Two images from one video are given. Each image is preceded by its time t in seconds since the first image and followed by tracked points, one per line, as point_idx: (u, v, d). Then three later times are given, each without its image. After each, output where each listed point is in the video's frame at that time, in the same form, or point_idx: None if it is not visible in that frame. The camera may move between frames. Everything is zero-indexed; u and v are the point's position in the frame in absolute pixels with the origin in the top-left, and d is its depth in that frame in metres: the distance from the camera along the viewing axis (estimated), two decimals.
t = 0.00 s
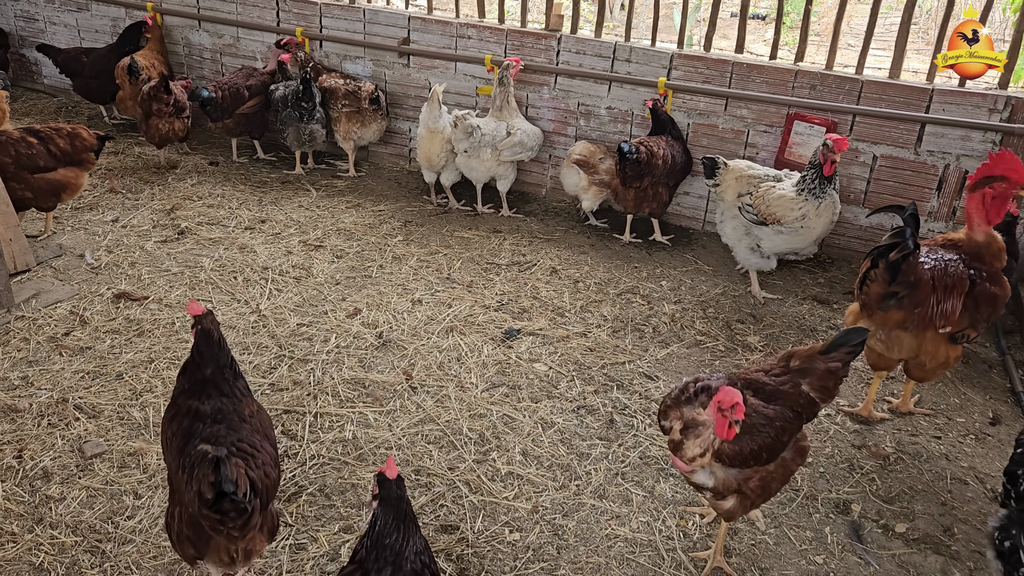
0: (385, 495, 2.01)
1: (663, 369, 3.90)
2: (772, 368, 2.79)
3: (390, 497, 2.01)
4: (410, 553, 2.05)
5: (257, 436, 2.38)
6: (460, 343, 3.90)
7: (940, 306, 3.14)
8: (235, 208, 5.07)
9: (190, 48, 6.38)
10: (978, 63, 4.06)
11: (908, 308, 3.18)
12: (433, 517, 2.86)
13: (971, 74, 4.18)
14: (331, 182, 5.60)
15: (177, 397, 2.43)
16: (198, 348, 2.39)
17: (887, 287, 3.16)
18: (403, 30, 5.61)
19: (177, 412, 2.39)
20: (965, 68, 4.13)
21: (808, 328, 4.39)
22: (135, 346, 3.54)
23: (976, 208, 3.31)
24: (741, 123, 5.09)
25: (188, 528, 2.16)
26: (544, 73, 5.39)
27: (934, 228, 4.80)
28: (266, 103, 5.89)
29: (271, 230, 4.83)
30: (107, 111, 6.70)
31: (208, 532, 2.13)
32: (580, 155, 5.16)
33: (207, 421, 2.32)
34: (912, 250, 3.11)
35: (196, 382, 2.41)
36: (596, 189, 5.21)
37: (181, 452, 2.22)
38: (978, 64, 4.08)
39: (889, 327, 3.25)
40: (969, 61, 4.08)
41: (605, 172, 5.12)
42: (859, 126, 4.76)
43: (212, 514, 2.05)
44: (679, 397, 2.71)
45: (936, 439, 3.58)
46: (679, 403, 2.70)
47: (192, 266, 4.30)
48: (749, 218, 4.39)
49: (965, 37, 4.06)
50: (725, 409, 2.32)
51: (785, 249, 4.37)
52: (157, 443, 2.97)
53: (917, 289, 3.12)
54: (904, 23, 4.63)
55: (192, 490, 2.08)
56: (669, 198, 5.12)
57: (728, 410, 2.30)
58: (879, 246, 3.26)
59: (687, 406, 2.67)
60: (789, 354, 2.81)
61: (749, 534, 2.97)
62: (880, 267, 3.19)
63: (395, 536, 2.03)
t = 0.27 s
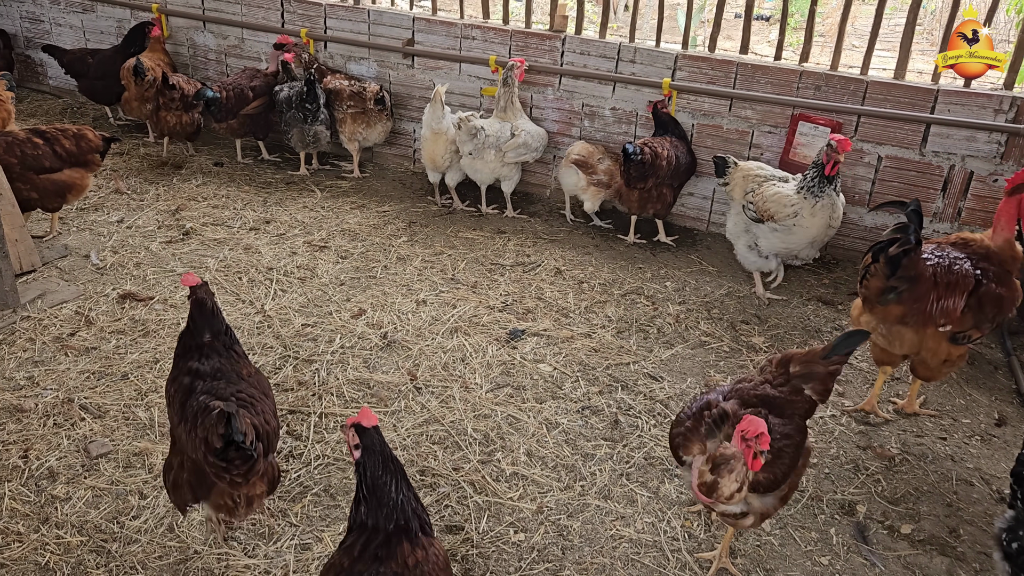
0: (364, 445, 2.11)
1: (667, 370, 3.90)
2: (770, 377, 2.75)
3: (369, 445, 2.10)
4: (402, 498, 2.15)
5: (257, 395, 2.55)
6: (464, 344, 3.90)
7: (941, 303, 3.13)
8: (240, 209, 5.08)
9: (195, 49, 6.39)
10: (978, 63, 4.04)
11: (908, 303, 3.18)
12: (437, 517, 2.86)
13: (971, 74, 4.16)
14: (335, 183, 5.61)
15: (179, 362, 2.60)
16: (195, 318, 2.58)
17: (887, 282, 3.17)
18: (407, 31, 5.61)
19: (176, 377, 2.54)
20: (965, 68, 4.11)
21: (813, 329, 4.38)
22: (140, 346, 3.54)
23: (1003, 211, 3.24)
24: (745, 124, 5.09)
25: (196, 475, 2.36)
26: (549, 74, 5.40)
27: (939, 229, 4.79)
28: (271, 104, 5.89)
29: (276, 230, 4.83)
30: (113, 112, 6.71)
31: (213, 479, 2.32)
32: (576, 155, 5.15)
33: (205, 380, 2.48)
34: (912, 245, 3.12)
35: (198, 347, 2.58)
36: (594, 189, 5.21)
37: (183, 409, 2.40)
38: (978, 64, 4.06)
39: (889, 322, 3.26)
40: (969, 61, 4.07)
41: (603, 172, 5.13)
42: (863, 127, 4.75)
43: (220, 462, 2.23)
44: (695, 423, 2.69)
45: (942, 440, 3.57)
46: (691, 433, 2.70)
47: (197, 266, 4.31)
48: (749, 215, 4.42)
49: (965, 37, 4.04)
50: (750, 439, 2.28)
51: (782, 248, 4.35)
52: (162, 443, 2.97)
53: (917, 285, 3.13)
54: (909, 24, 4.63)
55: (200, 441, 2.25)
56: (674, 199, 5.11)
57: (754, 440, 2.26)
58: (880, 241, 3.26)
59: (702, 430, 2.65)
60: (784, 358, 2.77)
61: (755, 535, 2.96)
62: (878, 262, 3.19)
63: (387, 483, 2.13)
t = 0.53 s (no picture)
0: (367, 439, 2.19)
1: (671, 371, 3.90)
2: (763, 384, 2.70)
3: (372, 439, 2.19)
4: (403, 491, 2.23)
5: (239, 373, 2.64)
6: (468, 345, 3.90)
7: (937, 300, 3.16)
8: (243, 210, 5.08)
9: (199, 50, 6.40)
10: (978, 63, 4.04)
11: (904, 298, 3.23)
12: (442, 518, 2.86)
13: (971, 74, 4.15)
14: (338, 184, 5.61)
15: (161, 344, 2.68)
16: (181, 298, 2.69)
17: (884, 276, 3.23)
18: (410, 32, 5.62)
19: (162, 359, 2.62)
20: (965, 68, 4.11)
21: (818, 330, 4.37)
22: (144, 347, 3.54)
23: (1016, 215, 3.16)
24: (749, 124, 5.09)
25: (181, 448, 2.44)
26: (553, 75, 5.42)
27: (943, 230, 4.78)
28: (274, 105, 5.90)
29: (280, 231, 4.84)
30: (116, 113, 6.72)
31: (197, 451, 2.40)
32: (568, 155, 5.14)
33: (187, 360, 2.57)
34: (911, 242, 3.15)
35: (180, 329, 2.66)
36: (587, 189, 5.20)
37: (167, 388, 2.48)
38: (978, 64, 4.06)
39: (887, 317, 3.33)
40: (969, 61, 4.07)
41: (594, 170, 5.15)
42: (867, 127, 4.75)
43: (206, 436, 2.32)
44: (717, 444, 2.55)
45: (946, 441, 3.56)
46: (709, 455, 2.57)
47: (201, 267, 4.31)
48: (759, 216, 4.39)
49: (965, 37, 4.05)
50: (812, 448, 2.19)
51: (787, 252, 4.28)
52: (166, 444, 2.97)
53: (913, 281, 3.18)
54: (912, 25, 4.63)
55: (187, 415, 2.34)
56: (677, 200, 5.11)
57: (822, 449, 2.16)
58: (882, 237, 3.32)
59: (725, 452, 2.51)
60: (768, 361, 2.75)
61: (760, 536, 2.95)
62: (877, 257, 3.26)
63: (389, 476, 2.21)
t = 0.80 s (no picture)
0: (372, 441, 2.20)
1: (675, 371, 3.90)
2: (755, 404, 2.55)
3: (376, 440, 2.19)
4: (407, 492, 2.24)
5: (221, 340, 2.78)
6: (471, 345, 3.89)
7: (923, 293, 3.20)
8: (246, 210, 5.07)
9: (201, 51, 6.40)
10: (978, 63, 4.02)
11: (892, 292, 3.31)
12: (446, 520, 2.86)
13: (972, 75, 4.14)
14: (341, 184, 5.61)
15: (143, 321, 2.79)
16: (164, 279, 2.78)
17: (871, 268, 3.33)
18: (412, 31, 5.61)
19: (144, 335, 2.72)
20: (965, 68, 4.09)
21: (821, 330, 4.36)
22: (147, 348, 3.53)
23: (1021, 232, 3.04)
24: (752, 124, 5.12)
25: (177, 414, 2.60)
26: (555, 74, 5.42)
27: (947, 229, 4.76)
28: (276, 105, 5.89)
29: (282, 232, 4.83)
30: (118, 114, 6.72)
31: (193, 414, 2.56)
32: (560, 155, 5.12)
33: (171, 335, 2.68)
34: (898, 235, 3.29)
35: (160, 309, 2.77)
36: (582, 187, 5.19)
37: (154, 360, 2.59)
38: (978, 64, 4.04)
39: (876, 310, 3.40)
40: (969, 61, 4.05)
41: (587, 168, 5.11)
42: (871, 126, 4.74)
43: (203, 396, 2.47)
44: (743, 481, 2.29)
45: (951, 441, 3.55)
46: (738, 496, 2.28)
47: (204, 268, 4.31)
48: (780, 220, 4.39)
49: (965, 37, 4.04)
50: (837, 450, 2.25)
51: (804, 257, 4.27)
52: (170, 446, 2.97)
53: (899, 273, 3.27)
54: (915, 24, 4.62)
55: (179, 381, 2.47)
56: (680, 200, 5.10)
57: (854, 453, 2.20)
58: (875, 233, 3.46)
59: (757, 487, 2.26)
60: (744, 377, 2.60)
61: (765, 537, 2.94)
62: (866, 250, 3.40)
63: (392, 478, 2.21)
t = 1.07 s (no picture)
0: (375, 442, 2.20)
1: (678, 370, 3.88)
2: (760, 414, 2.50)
3: (378, 441, 2.19)
4: (409, 492, 2.23)
5: (226, 321, 2.82)
6: (474, 344, 3.87)
7: (925, 284, 3.22)
8: (247, 210, 5.06)
9: (201, 49, 6.38)
10: (978, 63, 4.03)
11: (895, 280, 3.33)
12: (450, 520, 2.84)
13: (971, 74, 4.14)
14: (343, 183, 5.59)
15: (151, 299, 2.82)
16: (173, 258, 2.74)
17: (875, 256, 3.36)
18: (414, 29, 5.59)
19: (150, 314, 2.74)
20: (965, 68, 4.10)
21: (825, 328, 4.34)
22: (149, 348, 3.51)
23: None
24: (755, 121, 5.12)
25: (183, 391, 2.65)
26: (557, 72, 5.41)
27: (951, 226, 4.74)
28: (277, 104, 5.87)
29: (284, 231, 4.82)
30: (119, 113, 6.71)
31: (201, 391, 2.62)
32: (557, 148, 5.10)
33: (178, 315, 2.69)
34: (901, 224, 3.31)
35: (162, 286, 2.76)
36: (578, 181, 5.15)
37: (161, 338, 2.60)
38: (978, 64, 4.05)
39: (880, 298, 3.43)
40: (969, 61, 4.05)
41: (584, 161, 5.08)
42: (875, 123, 4.72)
43: (209, 374, 2.52)
44: (760, 504, 2.26)
45: (957, 440, 3.52)
46: (756, 520, 2.25)
47: (206, 268, 4.29)
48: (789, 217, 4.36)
49: (965, 37, 4.02)
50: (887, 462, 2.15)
51: (810, 256, 4.25)
52: (171, 447, 2.96)
53: (902, 262, 3.29)
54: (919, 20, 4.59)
55: (184, 358, 2.51)
56: (683, 197, 5.08)
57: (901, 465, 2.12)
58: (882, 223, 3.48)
59: (775, 509, 2.24)
60: (739, 387, 2.55)
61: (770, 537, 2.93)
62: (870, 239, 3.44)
63: (393, 478, 2.20)
